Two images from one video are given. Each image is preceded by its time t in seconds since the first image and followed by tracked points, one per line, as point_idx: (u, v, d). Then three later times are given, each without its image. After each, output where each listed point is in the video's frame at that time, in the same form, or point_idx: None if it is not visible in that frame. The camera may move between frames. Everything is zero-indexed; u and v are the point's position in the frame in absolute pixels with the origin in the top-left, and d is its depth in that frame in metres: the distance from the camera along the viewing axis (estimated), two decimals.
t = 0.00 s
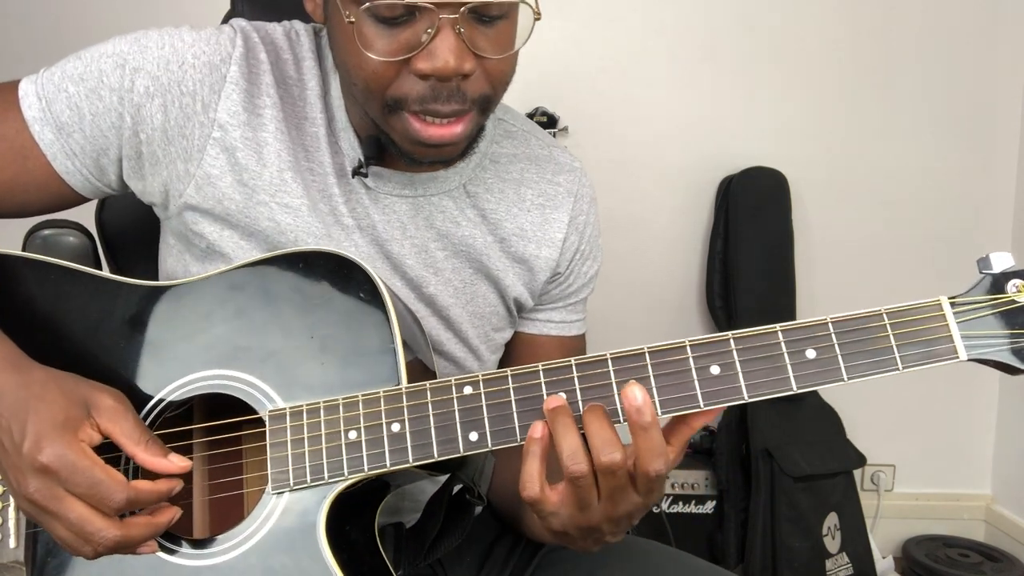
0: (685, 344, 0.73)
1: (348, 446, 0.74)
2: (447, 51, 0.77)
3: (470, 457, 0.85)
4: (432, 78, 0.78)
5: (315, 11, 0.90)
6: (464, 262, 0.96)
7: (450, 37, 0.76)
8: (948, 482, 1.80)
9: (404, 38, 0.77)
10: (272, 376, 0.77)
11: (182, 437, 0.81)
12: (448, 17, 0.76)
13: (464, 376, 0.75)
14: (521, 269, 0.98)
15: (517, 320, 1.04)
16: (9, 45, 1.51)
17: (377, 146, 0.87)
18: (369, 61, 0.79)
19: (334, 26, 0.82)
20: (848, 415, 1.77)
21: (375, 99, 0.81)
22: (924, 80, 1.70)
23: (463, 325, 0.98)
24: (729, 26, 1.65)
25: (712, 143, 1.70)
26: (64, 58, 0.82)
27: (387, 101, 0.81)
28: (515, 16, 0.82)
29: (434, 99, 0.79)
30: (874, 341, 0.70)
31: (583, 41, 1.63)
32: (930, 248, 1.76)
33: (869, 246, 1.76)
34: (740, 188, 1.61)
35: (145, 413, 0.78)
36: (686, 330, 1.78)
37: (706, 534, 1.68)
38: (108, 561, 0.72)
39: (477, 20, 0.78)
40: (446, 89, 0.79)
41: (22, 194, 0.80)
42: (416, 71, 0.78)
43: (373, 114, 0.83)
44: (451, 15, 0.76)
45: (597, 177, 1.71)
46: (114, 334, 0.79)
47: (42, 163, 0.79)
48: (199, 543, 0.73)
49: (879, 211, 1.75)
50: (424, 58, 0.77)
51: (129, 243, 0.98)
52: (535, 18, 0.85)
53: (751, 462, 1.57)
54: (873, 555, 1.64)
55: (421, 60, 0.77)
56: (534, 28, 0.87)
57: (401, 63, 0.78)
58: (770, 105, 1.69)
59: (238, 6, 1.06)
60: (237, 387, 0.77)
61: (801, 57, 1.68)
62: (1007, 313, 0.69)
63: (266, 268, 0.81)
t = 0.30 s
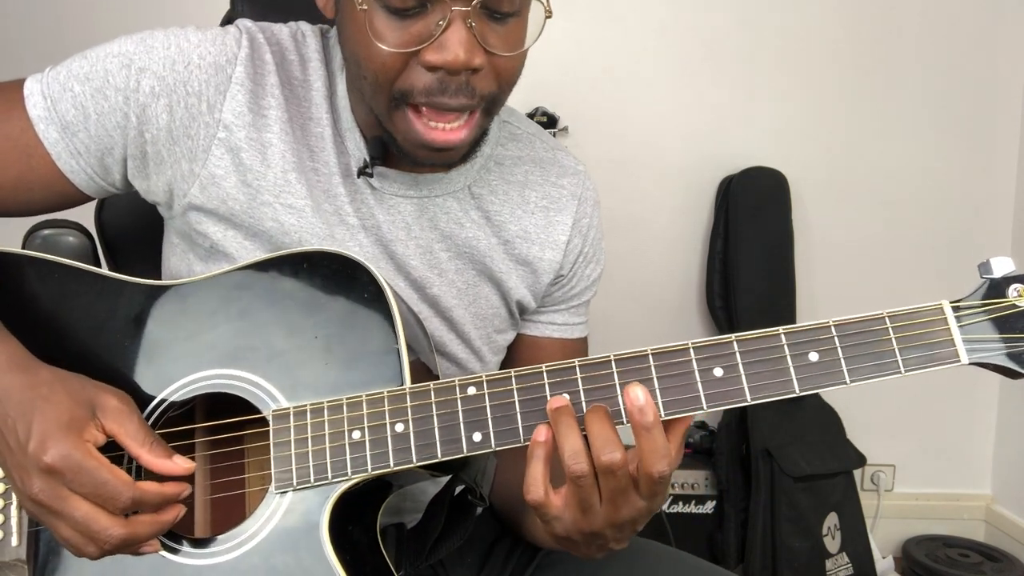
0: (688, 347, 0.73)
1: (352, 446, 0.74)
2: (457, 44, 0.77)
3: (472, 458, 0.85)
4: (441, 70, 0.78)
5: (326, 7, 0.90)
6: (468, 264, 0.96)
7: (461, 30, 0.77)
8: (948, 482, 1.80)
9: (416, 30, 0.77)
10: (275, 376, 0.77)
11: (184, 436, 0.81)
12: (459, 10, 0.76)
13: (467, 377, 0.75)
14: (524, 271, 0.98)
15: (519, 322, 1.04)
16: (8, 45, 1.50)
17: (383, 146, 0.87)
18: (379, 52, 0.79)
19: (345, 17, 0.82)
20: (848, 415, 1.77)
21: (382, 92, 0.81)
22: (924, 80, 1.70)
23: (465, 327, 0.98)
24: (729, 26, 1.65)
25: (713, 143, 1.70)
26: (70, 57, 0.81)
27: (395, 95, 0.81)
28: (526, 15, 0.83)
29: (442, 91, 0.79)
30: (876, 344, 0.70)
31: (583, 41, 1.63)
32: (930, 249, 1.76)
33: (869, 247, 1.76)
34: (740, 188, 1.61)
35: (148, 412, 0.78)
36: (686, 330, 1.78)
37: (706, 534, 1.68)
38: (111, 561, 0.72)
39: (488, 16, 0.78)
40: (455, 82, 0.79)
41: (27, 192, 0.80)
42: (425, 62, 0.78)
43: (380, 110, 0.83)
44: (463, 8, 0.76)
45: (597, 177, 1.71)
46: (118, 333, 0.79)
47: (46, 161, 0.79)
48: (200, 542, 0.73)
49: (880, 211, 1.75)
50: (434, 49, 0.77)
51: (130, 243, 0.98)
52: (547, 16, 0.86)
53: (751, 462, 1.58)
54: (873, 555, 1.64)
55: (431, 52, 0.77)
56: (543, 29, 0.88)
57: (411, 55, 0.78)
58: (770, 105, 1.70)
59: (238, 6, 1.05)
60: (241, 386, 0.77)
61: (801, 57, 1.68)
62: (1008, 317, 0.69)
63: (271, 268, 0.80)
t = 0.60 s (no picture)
0: (691, 348, 0.73)
1: (357, 445, 0.74)
2: (466, 41, 0.77)
3: (475, 458, 0.85)
4: (448, 66, 0.78)
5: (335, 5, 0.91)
6: (470, 263, 0.96)
7: (469, 27, 0.77)
8: (948, 482, 1.80)
9: (425, 26, 0.77)
10: (279, 375, 0.77)
11: (187, 434, 0.80)
12: (469, 7, 0.76)
13: (471, 377, 0.75)
14: (526, 270, 0.98)
15: (519, 321, 1.04)
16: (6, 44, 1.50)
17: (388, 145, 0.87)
18: (388, 48, 0.79)
19: (354, 12, 0.82)
20: (848, 415, 1.77)
21: (389, 88, 0.81)
22: (924, 80, 1.70)
23: (467, 325, 0.98)
24: (729, 25, 1.65)
25: (713, 143, 1.70)
26: (74, 56, 0.81)
27: (401, 91, 0.81)
28: (533, 14, 0.83)
29: (449, 87, 0.79)
30: (877, 347, 0.70)
31: (582, 41, 1.63)
32: (930, 249, 1.77)
33: (869, 247, 1.76)
34: (740, 188, 1.61)
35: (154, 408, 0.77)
36: (686, 330, 1.78)
37: (706, 534, 1.68)
38: (114, 559, 0.72)
39: (497, 15, 0.78)
40: (462, 78, 0.79)
41: (32, 191, 0.79)
42: (433, 58, 0.78)
43: (386, 105, 0.83)
44: (472, 5, 0.76)
45: (597, 178, 1.71)
46: (122, 331, 0.78)
47: (51, 159, 0.79)
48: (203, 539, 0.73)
49: (880, 211, 1.75)
50: (442, 45, 0.77)
51: (130, 244, 0.97)
52: (553, 15, 0.87)
53: (750, 462, 1.58)
54: (873, 555, 1.64)
55: (439, 48, 0.77)
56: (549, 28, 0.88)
57: (419, 51, 0.78)
58: (770, 105, 1.70)
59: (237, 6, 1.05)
60: (246, 384, 0.77)
61: (801, 57, 1.68)
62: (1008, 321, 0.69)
63: (275, 265, 0.80)
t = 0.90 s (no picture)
0: (693, 348, 0.73)
1: (358, 444, 0.74)
2: (468, 42, 0.77)
3: (476, 458, 0.85)
4: (451, 67, 0.78)
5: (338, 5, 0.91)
6: (470, 264, 0.96)
7: (472, 28, 0.77)
8: (948, 482, 1.80)
9: (429, 26, 0.77)
10: (281, 374, 0.77)
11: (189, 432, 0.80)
12: (472, 7, 0.76)
13: (473, 377, 0.75)
14: (526, 271, 0.98)
15: (519, 321, 1.04)
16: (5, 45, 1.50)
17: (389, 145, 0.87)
18: (392, 48, 0.79)
19: (357, 11, 0.82)
20: (848, 415, 1.77)
21: (392, 89, 0.81)
22: (924, 80, 1.70)
23: (467, 325, 0.98)
24: (729, 25, 1.65)
25: (713, 143, 1.70)
26: (79, 53, 0.81)
27: (404, 91, 0.81)
28: (536, 16, 0.83)
29: (451, 88, 0.79)
30: (878, 348, 0.70)
31: (582, 41, 1.63)
32: (930, 249, 1.77)
33: (869, 247, 1.76)
34: (740, 188, 1.61)
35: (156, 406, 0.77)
36: (685, 330, 1.78)
37: (706, 534, 1.68)
38: (115, 559, 0.72)
39: (500, 17, 0.78)
40: (465, 79, 0.79)
41: (33, 189, 0.78)
42: (436, 59, 0.78)
43: (388, 105, 0.83)
44: (475, 6, 0.76)
45: (597, 178, 1.71)
46: (124, 330, 0.78)
47: (54, 157, 0.78)
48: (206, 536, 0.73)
49: (880, 211, 1.75)
50: (446, 46, 0.77)
51: (130, 243, 0.97)
52: (554, 16, 0.86)
53: (750, 462, 1.58)
54: (873, 555, 1.64)
55: (442, 48, 0.77)
56: (551, 29, 0.88)
57: (423, 51, 0.78)
58: (771, 105, 1.70)
59: (238, 5, 1.05)
60: (249, 383, 0.76)
61: (801, 57, 1.68)
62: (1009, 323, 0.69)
63: (279, 264, 0.80)
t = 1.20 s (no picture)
0: (693, 351, 0.73)
1: (359, 443, 0.74)
2: (468, 41, 0.77)
3: (476, 458, 0.85)
4: (450, 66, 0.78)
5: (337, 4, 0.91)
6: (469, 263, 0.95)
7: (472, 27, 0.77)
8: (948, 482, 1.80)
9: (428, 26, 0.77)
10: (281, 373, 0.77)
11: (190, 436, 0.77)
12: (471, 7, 0.77)
13: (474, 376, 0.75)
14: (525, 271, 0.98)
15: (518, 320, 1.04)
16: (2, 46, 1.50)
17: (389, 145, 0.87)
18: (391, 46, 0.79)
19: (356, 9, 0.82)
20: (848, 415, 1.77)
21: (392, 87, 0.81)
22: (924, 79, 1.70)
23: (467, 324, 0.97)
24: (729, 26, 1.65)
25: (712, 143, 1.70)
26: (82, 54, 0.80)
27: (403, 90, 0.81)
28: (535, 15, 0.83)
29: (450, 87, 0.79)
30: (879, 351, 0.70)
31: (582, 41, 1.63)
32: (930, 249, 1.77)
33: (869, 247, 1.76)
34: (740, 188, 1.61)
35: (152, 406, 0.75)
36: (685, 330, 1.78)
37: (706, 534, 1.68)
38: (116, 556, 0.72)
39: (499, 16, 0.78)
40: (464, 79, 0.79)
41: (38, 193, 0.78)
42: (435, 57, 0.78)
43: (388, 104, 0.83)
44: (474, 5, 0.77)
45: (597, 177, 1.71)
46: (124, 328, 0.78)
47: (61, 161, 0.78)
48: (204, 536, 0.72)
49: (880, 211, 1.75)
50: (445, 45, 0.77)
51: (129, 243, 0.97)
52: (553, 15, 0.86)
53: (750, 462, 1.58)
54: (873, 555, 1.64)
55: (442, 47, 0.77)
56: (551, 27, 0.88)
57: (422, 49, 0.78)
58: (771, 105, 1.70)
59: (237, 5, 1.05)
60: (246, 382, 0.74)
61: (801, 57, 1.68)
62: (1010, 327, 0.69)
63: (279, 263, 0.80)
